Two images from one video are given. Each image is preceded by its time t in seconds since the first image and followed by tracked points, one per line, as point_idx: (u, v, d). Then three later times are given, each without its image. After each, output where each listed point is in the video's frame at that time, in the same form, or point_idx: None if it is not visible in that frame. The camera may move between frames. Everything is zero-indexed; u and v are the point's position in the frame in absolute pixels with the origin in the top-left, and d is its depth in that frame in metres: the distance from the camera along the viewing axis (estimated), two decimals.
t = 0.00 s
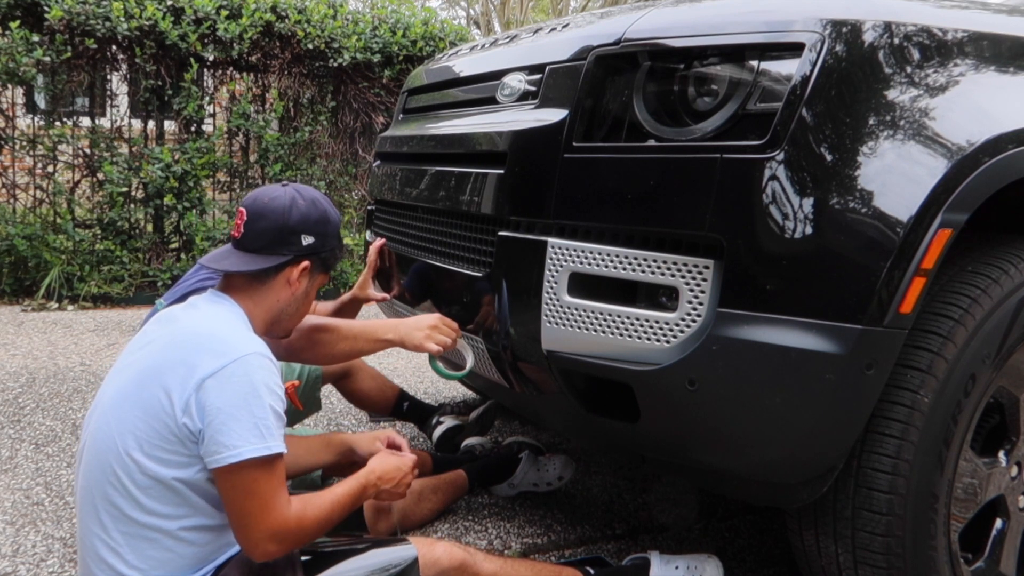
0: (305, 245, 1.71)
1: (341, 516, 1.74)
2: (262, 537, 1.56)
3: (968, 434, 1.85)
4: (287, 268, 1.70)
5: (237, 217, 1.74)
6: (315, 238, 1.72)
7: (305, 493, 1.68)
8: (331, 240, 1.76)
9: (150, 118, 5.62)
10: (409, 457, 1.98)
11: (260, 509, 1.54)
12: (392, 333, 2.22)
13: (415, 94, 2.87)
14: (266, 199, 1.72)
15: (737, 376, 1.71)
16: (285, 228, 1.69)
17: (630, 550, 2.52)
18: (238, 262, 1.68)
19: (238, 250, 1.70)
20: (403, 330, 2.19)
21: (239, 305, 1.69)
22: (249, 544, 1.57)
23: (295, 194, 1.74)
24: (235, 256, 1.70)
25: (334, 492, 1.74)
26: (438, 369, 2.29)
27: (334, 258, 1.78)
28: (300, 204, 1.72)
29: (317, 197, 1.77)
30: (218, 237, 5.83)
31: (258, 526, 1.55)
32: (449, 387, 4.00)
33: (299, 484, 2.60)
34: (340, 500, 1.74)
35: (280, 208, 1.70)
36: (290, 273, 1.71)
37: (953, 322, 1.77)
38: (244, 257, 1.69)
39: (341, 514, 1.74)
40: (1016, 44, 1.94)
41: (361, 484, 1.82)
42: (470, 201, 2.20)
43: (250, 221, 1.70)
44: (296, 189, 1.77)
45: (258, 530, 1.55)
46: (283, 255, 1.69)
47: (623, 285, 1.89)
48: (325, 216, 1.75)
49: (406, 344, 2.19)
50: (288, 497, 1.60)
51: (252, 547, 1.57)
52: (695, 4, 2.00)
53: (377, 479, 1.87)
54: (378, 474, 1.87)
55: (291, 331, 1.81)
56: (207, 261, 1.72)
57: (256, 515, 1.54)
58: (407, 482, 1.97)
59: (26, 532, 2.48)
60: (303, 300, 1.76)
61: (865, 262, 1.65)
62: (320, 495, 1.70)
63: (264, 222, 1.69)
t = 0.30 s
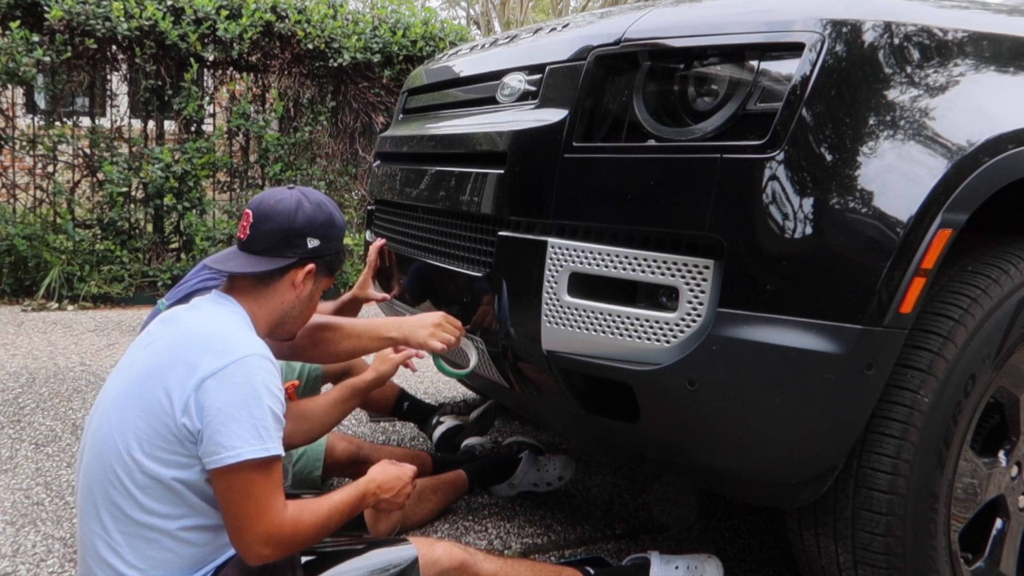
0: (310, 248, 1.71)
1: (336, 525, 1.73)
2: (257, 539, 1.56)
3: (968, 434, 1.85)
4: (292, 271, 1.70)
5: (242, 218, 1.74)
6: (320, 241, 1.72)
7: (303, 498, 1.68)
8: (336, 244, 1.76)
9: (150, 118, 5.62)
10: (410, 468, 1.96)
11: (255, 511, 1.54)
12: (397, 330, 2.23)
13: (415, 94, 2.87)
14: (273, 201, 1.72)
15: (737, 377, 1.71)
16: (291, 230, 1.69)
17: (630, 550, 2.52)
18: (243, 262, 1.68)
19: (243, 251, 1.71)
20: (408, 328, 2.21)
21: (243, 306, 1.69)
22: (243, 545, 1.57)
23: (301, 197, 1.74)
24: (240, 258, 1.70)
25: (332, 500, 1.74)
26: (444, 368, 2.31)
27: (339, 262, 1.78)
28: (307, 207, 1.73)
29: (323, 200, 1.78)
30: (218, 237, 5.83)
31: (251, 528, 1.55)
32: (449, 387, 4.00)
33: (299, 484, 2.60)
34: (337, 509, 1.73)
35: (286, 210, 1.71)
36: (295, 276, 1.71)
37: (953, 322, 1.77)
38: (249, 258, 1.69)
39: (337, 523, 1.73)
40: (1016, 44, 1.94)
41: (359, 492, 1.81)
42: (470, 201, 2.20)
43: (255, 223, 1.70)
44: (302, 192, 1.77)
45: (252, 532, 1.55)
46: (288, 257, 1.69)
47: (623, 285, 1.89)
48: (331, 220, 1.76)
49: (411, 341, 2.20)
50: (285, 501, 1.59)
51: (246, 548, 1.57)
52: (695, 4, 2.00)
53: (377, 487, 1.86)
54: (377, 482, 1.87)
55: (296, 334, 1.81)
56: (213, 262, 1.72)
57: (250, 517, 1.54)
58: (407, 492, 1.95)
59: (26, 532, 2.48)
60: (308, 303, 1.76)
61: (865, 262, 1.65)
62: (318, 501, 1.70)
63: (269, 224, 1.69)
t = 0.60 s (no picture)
0: (309, 247, 1.70)
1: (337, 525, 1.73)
2: (257, 537, 1.56)
3: (968, 434, 1.85)
4: (292, 270, 1.70)
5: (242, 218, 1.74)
6: (319, 240, 1.72)
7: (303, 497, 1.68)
8: (335, 242, 1.76)
9: (150, 118, 5.63)
10: (411, 468, 1.96)
11: (255, 509, 1.54)
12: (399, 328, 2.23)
13: (415, 94, 2.87)
14: (271, 201, 1.72)
15: (737, 377, 1.71)
16: (290, 230, 1.69)
17: (630, 550, 2.52)
18: (243, 263, 1.68)
19: (243, 252, 1.71)
20: (409, 325, 2.21)
21: (243, 306, 1.69)
22: (243, 544, 1.56)
23: (300, 196, 1.74)
24: (240, 258, 1.70)
25: (332, 499, 1.73)
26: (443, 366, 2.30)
27: (339, 260, 1.78)
28: (304, 206, 1.72)
29: (321, 199, 1.77)
30: (218, 237, 5.83)
31: (251, 526, 1.54)
32: (449, 387, 4.00)
33: (300, 484, 2.61)
34: (337, 509, 1.73)
35: (285, 210, 1.70)
36: (295, 275, 1.71)
37: (953, 323, 1.77)
38: (249, 258, 1.69)
39: (337, 523, 1.73)
40: (1016, 44, 1.94)
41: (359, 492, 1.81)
42: (470, 201, 2.20)
43: (254, 223, 1.69)
44: (300, 191, 1.76)
45: (252, 530, 1.55)
46: (287, 257, 1.69)
47: (623, 285, 1.89)
48: (329, 219, 1.75)
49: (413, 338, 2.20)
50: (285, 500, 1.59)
51: (246, 546, 1.57)
52: (695, 4, 2.00)
53: (378, 486, 1.86)
54: (378, 482, 1.86)
55: (297, 334, 1.81)
56: (212, 263, 1.73)
57: (250, 515, 1.54)
58: (408, 492, 1.94)
59: (26, 532, 2.48)
60: (308, 301, 1.76)
61: (865, 262, 1.65)
62: (318, 501, 1.70)
63: (268, 224, 1.69)
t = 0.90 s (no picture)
0: (304, 244, 1.70)
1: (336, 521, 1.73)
2: (256, 532, 1.56)
3: (968, 434, 1.85)
4: (288, 268, 1.70)
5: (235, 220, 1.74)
6: (313, 237, 1.72)
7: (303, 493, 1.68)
8: (328, 238, 1.75)
9: (150, 118, 5.62)
10: (410, 467, 1.96)
11: (255, 505, 1.54)
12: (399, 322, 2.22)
13: (415, 94, 2.87)
14: (263, 198, 1.70)
15: (736, 377, 1.71)
16: (284, 229, 1.68)
17: (630, 550, 2.52)
18: (239, 263, 1.68)
19: (237, 251, 1.70)
20: (410, 322, 2.20)
21: (241, 305, 1.69)
22: (243, 539, 1.56)
23: (292, 194, 1.72)
24: (235, 258, 1.69)
25: (331, 495, 1.73)
26: (442, 365, 2.30)
27: (331, 255, 1.78)
28: (298, 204, 1.71)
29: (314, 195, 1.75)
30: (218, 237, 5.83)
31: (251, 522, 1.55)
32: (449, 387, 4.00)
33: (299, 484, 2.60)
34: (337, 504, 1.73)
35: (277, 209, 1.69)
36: (290, 273, 1.70)
37: (953, 322, 1.77)
38: (243, 258, 1.68)
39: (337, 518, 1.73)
40: (1016, 44, 1.94)
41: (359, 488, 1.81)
42: (470, 201, 2.20)
43: (248, 222, 1.69)
44: (293, 188, 1.75)
45: (252, 525, 1.55)
46: (282, 255, 1.68)
47: (623, 285, 1.89)
48: (323, 215, 1.74)
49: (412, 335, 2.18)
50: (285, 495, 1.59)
51: (246, 542, 1.57)
52: (695, 4, 2.00)
53: (377, 485, 1.86)
54: (376, 479, 1.86)
55: (292, 328, 1.82)
56: (206, 262, 1.72)
57: (250, 510, 1.54)
58: (407, 491, 1.94)
59: (26, 532, 2.48)
60: (303, 296, 1.76)
61: (865, 262, 1.65)
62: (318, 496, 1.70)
63: (263, 224, 1.68)
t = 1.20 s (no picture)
0: (301, 243, 1.70)
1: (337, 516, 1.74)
2: (258, 526, 1.56)
3: (968, 434, 1.85)
4: (285, 267, 1.70)
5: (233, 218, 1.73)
6: (310, 235, 1.72)
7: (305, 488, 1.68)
8: (325, 236, 1.75)
9: (150, 118, 5.62)
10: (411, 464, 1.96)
11: (256, 499, 1.54)
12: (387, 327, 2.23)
13: (415, 94, 2.87)
14: (260, 199, 1.70)
15: (736, 377, 1.71)
16: (282, 228, 1.68)
17: (630, 550, 2.52)
18: (237, 263, 1.68)
19: (235, 251, 1.70)
20: (400, 331, 2.20)
21: (240, 304, 1.69)
22: (244, 534, 1.57)
23: (289, 194, 1.72)
24: (233, 257, 1.69)
25: (333, 491, 1.73)
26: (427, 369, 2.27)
27: (327, 253, 1.78)
28: (295, 203, 1.71)
29: (310, 195, 1.76)
30: (218, 237, 5.83)
31: (252, 517, 1.55)
32: (449, 387, 4.00)
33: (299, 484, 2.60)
34: (338, 500, 1.73)
35: (275, 208, 1.69)
36: (288, 271, 1.71)
37: (953, 322, 1.77)
38: (241, 258, 1.68)
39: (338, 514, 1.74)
40: (1016, 44, 1.94)
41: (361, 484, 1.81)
42: (470, 201, 2.20)
43: (246, 222, 1.68)
44: (289, 187, 1.75)
45: (253, 520, 1.55)
46: (280, 254, 1.68)
47: (623, 286, 1.89)
48: (319, 214, 1.74)
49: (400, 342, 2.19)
50: (286, 490, 1.60)
51: (247, 536, 1.57)
52: (695, 4, 2.00)
53: (378, 481, 1.86)
54: (377, 476, 1.86)
55: (288, 327, 1.82)
56: (204, 262, 1.71)
57: (251, 505, 1.54)
58: (408, 488, 1.94)
59: (26, 532, 2.48)
60: (301, 295, 1.76)
61: (865, 263, 1.65)
62: (319, 492, 1.70)
63: (260, 223, 1.68)
